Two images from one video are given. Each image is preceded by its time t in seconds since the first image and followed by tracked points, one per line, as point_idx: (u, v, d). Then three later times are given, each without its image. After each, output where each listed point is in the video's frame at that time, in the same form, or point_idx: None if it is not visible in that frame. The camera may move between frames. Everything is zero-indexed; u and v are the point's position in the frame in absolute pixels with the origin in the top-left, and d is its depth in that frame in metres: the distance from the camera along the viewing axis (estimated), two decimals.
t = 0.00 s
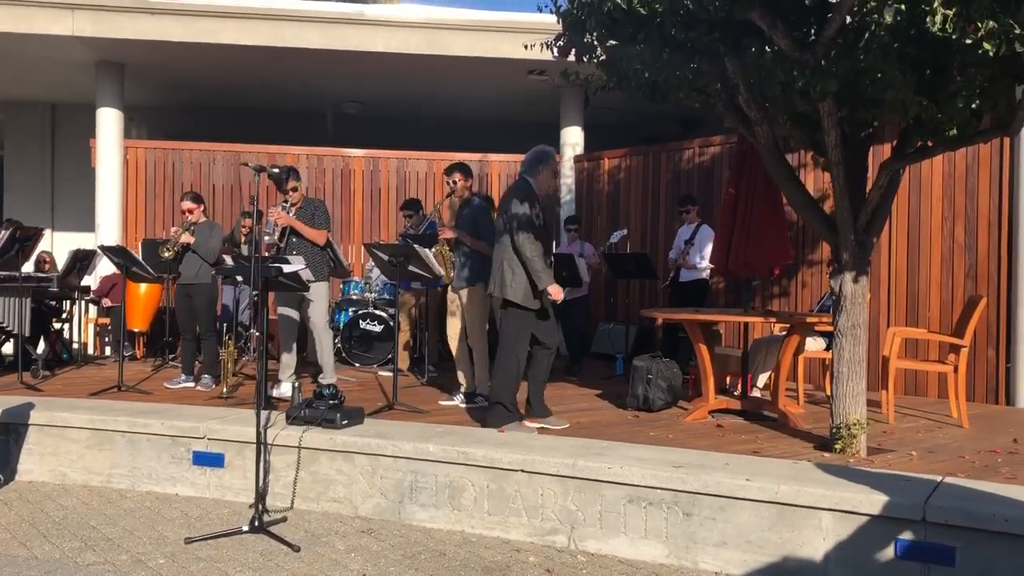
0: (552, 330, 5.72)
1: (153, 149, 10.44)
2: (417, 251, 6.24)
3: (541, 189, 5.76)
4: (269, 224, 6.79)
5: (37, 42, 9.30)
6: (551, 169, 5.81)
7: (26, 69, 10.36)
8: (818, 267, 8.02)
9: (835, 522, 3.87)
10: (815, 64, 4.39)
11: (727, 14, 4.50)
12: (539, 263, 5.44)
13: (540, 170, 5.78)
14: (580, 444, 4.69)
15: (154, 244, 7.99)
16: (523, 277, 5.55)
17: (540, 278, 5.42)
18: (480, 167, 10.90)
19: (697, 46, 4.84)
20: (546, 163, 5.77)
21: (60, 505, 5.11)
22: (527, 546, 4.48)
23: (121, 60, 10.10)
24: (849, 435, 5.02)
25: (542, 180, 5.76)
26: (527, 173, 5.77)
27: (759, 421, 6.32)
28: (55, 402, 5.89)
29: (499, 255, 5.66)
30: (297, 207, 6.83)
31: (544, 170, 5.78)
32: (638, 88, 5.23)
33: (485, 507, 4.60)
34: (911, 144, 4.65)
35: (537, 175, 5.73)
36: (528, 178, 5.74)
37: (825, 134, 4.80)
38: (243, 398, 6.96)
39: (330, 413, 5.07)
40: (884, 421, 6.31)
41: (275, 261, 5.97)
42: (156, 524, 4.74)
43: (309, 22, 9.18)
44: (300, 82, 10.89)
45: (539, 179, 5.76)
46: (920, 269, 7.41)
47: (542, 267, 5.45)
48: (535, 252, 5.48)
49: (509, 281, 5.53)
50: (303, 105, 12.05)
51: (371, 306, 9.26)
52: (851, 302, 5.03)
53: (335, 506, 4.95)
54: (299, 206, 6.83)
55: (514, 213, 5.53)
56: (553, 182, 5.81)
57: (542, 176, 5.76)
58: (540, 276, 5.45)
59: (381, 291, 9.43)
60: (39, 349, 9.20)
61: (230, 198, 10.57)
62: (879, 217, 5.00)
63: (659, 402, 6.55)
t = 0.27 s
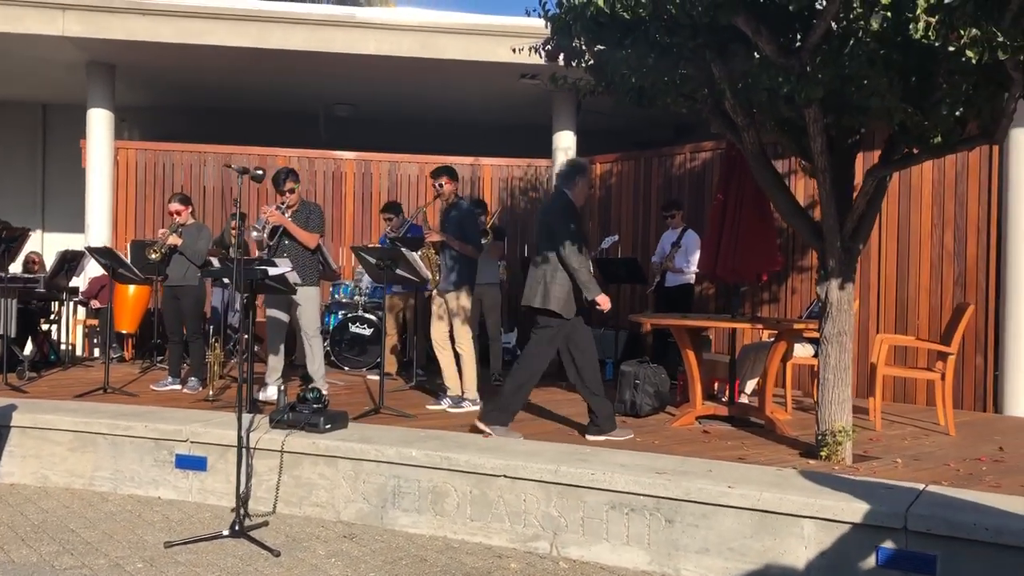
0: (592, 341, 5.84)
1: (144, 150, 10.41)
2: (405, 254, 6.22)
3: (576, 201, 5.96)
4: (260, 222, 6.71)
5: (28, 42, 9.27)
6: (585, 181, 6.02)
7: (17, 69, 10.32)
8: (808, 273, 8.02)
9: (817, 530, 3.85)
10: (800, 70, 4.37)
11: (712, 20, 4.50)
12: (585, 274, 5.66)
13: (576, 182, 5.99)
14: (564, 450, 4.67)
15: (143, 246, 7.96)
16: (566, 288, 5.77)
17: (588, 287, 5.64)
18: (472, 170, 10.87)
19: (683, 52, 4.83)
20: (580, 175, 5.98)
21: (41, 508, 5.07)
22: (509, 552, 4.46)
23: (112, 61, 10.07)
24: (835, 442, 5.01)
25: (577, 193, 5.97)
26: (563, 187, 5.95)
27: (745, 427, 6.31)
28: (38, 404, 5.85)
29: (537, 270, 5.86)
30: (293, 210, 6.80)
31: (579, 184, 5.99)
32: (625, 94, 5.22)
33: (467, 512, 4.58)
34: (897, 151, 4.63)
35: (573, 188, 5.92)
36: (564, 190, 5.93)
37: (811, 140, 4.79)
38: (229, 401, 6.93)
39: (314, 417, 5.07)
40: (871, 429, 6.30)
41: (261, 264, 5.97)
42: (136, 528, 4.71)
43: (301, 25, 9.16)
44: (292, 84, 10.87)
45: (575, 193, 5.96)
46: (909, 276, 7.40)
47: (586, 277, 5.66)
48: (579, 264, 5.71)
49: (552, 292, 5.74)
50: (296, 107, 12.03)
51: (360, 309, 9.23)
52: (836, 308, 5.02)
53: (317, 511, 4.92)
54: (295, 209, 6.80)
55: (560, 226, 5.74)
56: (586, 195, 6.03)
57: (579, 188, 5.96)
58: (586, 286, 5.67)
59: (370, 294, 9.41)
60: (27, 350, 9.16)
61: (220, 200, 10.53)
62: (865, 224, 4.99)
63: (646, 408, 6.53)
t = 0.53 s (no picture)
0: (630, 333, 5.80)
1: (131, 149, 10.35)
2: (391, 253, 6.18)
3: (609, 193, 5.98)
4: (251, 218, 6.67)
5: (13, 40, 9.20)
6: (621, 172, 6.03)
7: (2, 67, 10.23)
8: (796, 272, 8.02)
9: (802, 529, 3.84)
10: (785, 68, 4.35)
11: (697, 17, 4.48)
12: (614, 267, 5.67)
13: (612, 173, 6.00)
14: (549, 449, 4.65)
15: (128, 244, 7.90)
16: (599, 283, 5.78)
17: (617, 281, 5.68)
18: (461, 169, 10.82)
19: (668, 49, 4.81)
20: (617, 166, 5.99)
21: (23, 509, 5.03)
22: (494, 552, 4.44)
23: (98, 60, 10.00)
24: (821, 440, 5.01)
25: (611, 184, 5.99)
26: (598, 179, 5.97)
27: (733, 426, 6.31)
28: (21, 405, 5.80)
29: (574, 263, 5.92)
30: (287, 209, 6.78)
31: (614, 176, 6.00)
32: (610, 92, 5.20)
33: (453, 512, 4.55)
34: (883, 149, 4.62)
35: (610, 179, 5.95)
36: (598, 182, 5.94)
37: (797, 138, 4.78)
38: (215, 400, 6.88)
39: (298, 417, 5.03)
40: (858, 427, 6.29)
41: (247, 263, 5.97)
42: (119, 529, 4.67)
43: (288, 23, 9.11)
44: (280, 82, 10.82)
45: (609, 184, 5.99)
46: (897, 274, 7.41)
47: (615, 271, 5.68)
48: (609, 256, 5.71)
49: (588, 286, 5.77)
50: (284, 106, 11.98)
51: (348, 309, 9.20)
52: (823, 306, 5.01)
53: (302, 511, 4.89)
54: (288, 208, 6.77)
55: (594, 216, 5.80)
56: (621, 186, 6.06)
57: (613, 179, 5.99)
58: (615, 279, 5.69)
59: (359, 293, 9.38)
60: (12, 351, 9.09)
61: (207, 199, 10.46)
62: (852, 221, 4.99)
63: (634, 406, 6.52)
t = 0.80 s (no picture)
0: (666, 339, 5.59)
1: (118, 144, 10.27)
2: (380, 246, 6.15)
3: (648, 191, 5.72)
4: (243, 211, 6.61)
5: None
6: (658, 171, 5.77)
7: None
8: (787, 263, 8.00)
9: (794, 520, 3.82)
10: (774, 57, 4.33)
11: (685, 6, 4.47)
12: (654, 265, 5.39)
13: (649, 172, 5.74)
14: (540, 442, 4.62)
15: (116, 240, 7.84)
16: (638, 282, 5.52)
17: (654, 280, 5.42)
18: (451, 163, 10.76)
19: (656, 38, 4.81)
20: (654, 165, 5.72)
21: (9, 508, 4.97)
22: (486, 546, 4.41)
23: (83, 54, 9.91)
24: (813, 431, 5.00)
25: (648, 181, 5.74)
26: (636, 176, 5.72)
27: (725, 417, 6.31)
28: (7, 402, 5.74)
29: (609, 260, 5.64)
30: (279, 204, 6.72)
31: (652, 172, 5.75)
32: (599, 82, 5.18)
33: (443, 506, 4.52)
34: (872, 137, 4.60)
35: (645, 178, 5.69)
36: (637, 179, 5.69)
37: (786, 127, 4.75)
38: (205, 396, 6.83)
39: (287, 412, 4.99)
40: (850, 417, 6.28)
41: (235, 258, 5.93)
42: (106, 526, 4.62)
43: (274, 16, 9.04)
44: (267, 76, 10.74)
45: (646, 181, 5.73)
46: (888, 264, 7.39)
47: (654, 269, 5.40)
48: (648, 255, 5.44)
49: (625, 284, 5.50)
50: (273, 100, 11.91)
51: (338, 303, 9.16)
52: (814, 296, 4.99)
53: (292, 507, 4.85)
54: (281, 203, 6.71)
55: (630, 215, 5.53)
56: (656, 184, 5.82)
57: (651, 178, 5.72)
58: (654, 278, 5.41)
59: (349, 287, 9.32)
60: None
61: (194, 194, 10.38)
62: (842, 211, 4.96)
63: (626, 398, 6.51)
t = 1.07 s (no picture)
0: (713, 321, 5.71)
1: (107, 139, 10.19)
2: (372, 238, 6.11)
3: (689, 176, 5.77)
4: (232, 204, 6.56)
5: None
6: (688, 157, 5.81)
7: None
8: (781, 252, 7.98)
9: (791, 509, 3.80)
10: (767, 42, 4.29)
11: None
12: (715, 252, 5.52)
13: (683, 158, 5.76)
14: (535, 434, 4.59)
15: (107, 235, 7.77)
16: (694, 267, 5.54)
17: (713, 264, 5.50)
18: (443, 154, 10.73)
19: (648, 25, 4.78)
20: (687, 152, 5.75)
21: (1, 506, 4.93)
22: (482, 539, 4.39)
23: (72, 49, 9.82)
24: (809, 419, 4.98)
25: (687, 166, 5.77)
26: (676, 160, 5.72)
27: (721, 407, 6.30)
28: None
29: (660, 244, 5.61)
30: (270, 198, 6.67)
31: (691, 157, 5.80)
32: (591, 71, 5.14)
33: (439, 500, 4.49)
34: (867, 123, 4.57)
35: (689, 167, 5.69)
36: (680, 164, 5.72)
37: (780, 114, 4.72)
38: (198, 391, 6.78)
39: (280, 406, 4.95)
40: (846, 405, 6.27)
41: (225, 252, 5.88)
42: (99, 524, 4.59)
43: (264, 8, 8.97)
44: (258, 69, 10.67)
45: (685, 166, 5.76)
46: (882, 251, 7.36)
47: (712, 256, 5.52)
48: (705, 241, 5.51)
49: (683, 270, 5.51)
50: (264, 93, 11.84)
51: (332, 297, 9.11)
52: (809, 284, 4.96)
53: (287, 502, 4.82)
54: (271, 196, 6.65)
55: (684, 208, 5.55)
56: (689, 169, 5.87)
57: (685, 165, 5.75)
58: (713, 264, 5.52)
59: (342, 281, 9.27)
60: None
61: (185, 188, 10.31)
62: (836, 198, 4.93)
63: (621, 389, 6.49)
